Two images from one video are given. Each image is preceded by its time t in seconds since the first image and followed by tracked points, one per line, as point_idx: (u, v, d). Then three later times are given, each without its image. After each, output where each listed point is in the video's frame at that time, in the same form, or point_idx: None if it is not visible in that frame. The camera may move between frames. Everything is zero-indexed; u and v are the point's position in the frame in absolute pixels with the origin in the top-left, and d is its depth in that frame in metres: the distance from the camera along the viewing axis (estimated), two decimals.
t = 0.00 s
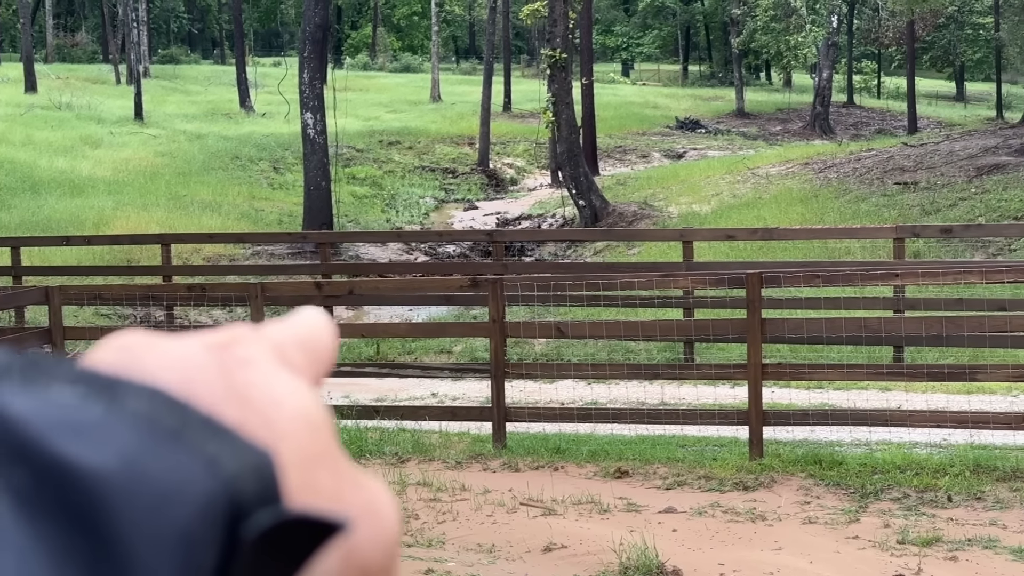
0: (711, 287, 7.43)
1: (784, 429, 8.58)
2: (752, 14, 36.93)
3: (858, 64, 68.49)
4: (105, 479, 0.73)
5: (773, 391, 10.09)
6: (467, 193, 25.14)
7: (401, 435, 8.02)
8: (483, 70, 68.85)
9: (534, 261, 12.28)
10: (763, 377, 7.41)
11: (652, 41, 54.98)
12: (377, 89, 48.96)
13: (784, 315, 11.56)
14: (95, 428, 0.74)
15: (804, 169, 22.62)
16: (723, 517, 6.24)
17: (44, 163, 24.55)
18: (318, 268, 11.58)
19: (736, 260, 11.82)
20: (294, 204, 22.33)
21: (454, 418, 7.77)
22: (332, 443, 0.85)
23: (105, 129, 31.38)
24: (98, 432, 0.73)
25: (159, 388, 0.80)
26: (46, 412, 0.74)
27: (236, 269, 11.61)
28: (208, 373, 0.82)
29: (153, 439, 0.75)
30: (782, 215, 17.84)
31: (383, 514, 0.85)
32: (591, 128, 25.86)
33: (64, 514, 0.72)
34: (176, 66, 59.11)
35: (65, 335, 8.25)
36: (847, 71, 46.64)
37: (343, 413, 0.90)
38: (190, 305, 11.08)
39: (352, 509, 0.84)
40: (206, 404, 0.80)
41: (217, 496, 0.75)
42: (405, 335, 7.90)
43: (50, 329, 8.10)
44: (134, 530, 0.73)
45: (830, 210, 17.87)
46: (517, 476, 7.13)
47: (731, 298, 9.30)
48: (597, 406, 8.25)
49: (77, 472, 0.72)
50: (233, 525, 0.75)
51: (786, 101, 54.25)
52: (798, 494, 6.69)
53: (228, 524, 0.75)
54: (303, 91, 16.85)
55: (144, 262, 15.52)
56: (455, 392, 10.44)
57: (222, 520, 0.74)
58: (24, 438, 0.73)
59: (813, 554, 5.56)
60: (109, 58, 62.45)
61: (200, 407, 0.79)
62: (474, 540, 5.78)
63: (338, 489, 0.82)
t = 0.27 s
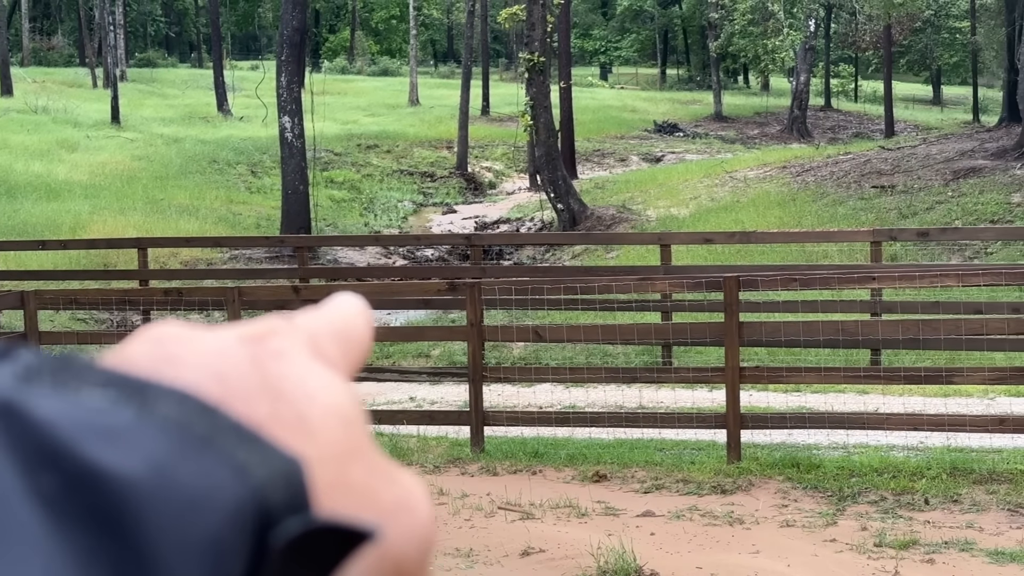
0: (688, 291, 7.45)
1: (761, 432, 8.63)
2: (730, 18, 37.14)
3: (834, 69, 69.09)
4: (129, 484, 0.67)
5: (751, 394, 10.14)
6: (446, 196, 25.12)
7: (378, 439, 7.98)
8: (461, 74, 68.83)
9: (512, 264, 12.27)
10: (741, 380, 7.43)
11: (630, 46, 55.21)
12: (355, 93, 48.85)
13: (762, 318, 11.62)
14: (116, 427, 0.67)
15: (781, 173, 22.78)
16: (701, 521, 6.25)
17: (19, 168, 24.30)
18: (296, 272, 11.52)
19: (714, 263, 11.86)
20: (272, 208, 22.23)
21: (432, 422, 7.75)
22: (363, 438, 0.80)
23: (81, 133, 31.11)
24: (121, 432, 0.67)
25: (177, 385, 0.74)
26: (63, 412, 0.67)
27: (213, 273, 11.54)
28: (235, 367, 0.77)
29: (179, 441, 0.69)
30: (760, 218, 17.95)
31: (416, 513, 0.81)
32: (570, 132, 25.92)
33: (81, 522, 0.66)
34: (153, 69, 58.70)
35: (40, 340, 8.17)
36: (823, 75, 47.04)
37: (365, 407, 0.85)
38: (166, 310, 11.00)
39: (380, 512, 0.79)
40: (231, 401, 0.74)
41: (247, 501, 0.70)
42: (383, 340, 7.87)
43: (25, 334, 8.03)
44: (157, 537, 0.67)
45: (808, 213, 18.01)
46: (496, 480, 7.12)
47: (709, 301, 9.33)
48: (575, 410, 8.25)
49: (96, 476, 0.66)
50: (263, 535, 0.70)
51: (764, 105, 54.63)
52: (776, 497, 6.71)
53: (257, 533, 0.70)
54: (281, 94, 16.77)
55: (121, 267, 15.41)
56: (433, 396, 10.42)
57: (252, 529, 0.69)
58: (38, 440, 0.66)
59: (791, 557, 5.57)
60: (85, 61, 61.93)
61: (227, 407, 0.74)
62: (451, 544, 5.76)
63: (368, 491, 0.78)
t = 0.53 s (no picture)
0: (673, 296, 7.46)
1: (746, 438, 8.65)
2: (714, 24, 37.28)
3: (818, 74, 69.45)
4: (168, 488, 0.74)
5: (735, 399, 10.17)
6: (431, 202, 25.10)
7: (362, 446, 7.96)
8: (446, 78, 68.78)
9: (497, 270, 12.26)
10: (725, 386, 7.45)
11: (615, 51, 55.31)
12: (340, 98, 48.74)
13: (746, 323, 11.64)
14: (153, 432, 0.75)
15: (767, 178, 22.88)
16: (685, 527, 6.24)
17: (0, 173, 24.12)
18: (279, 278, 11.48)
19: (699, 269, 11.88)
20: (256, 213, 22.15)
21: (416, 428, 7.73)
22: (392, 437, 0.88)
23: (63, 138, 30.90)
24: (160, 437, 0.75)
25: (216, 389, 0.81)
26: (104, 410, 0.75)
27: (196, 278, 11.49)
28: (270, 362, 0.85)
29: (214, 445, 0.76)
30: (745, 223, 18.02)
31: (445, 512, 0.89)
32: (554, 137, 25.94)
33: (121, 522, 0.73)
34: (136, 74, 58.37)
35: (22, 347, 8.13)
36: (809, 80, 47.26)
37: (403, 413, 0.93)
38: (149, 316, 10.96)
39: (412, 513, 0.87)
40: (270, 403, 0.82)
41: (285, 508, 0.76)
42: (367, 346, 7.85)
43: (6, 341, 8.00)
44: (195, 541, 0.74)
45: (792, 218, 18.09)
46: (480, 486, 7.10)
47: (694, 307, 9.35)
48: (560, 416, 8.25)
49: (137, 479, 0.73)
50: (300, 541, 0.77)
51: (748, 110, 54.85)
52: (760, 503, 6.72)
53: (293, 539, 0.76)
54: (264, 99, 16.71)
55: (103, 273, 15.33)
56: (417, 402, 10.39)
57: (284, 531, 0.76)
58: (80, 442, 0.74)
59: (775, 562, 5.58)
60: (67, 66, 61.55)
61: (263, 411, 0.81)
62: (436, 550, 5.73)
63: (400, 489, 0.85)
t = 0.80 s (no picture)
0: (665, 303, 7.47)
1: (738, 445, 8.65)
2: (707, 31, 37.41)
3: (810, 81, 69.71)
4: (191, 461, 0.75)
5: (728, 407, 10.18)
6: (424, 208, 25.10)
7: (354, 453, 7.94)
8: (440, 85, 68.83)
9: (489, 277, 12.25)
10: (718, 393, 7.46)
11: (608, 58, 55.44)
12: (333, 104, 48.73)
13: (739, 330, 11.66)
14: (176, 404, 0.77)
15: (760, 184, 22.94)
16: (678, 534, 6.24)
17: None
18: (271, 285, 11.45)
19: (691, 276, 11.88)
20: (248, 220, 22.12)
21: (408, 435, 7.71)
22: (421, 404, 0.91)
23: (55, 144, 30.81)
24: (182, 410, 0.77)
25: (242, 361, 0.83)
26: (129, 382, 0.77)
27: (188, 285, 11.46)
28: (298, 334, 0.87)
29: (241, 419, 0.78)
30: (738, 230, 18.07)
31: (477, 479, 0.92)
32: (547, 144, 25.98)
33: (147, 496, 0.75)
34: (128, 80, 58.24)
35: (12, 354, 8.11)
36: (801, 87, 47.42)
37: (432, 374, 0.96)
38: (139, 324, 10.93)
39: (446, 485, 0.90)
40: (294, 375, 0.84)
41: (309, 483, 0.78)
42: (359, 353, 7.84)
43: None
44: (220, 511, 0.76)
45: (785, 225, 18.16)
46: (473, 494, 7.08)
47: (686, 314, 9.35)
48: (553, 423, 8.24)
49: (161, 454, 0.75)
50: (325, 515, 0.79)
51: (741, 117, 55.01)
52: (753, 510, 6.72)
53: (318, 514, 0.78)
54: (257, 106, 16.69)
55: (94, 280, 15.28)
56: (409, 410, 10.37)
57: (311, 506, 0.78)
58: (103, 418, 0.75)
59: (768, 569, 5.58)
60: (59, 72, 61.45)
61: (288, 385, 0.83)
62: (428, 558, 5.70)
63: (432, 460, 0.89)
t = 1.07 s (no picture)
0: (672, 312, 7.43)
1: (746, 455, 8.60)
2: (715, 38, 37.43)
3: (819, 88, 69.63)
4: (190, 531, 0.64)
5: (735, 415, 10.12)
6: (430, 215, 25.10)
7: (359, 462, 7.91)
8: (447, 91, 68.90)
9: (496, 284, 12.22)
10: (725, 403, 7.41)
11: (614, 65, 55.52)
12: (340, 110, 48.83)
13: (746, 338, 11.60)
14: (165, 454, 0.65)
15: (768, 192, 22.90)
16: (685, 545, 6.20)
17: None
18: (277, 293, 11.43)
19: (698, 284, 11.84)
20: (255, 226, 22.15)
21: (414, 444, 7.68)
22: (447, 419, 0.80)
23: (62, 150, 30.91)
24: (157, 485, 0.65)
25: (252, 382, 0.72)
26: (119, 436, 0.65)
27: (193, 293, 11.46)
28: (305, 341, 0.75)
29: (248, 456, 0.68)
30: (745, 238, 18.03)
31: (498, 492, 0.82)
32: (554, 151, 25.98)
33: None
34: (135, 86, 58.41)
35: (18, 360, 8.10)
36: (808, 95, 47.40)
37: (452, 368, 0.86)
38: (145, 332, 10.94)
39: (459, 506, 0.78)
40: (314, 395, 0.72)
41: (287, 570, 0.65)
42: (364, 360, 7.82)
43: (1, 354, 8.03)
44: None
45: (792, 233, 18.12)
46: (478, 503, 7.06)
47: (694, 322, 9.30)
48: (559, 432, 8.20)
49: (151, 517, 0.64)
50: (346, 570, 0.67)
51: (747, 124, 54.96)
52: (761, 521, 6.68)
53: None
54: (263, 112, 16.71)
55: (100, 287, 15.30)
56: (415, 418, 10.32)
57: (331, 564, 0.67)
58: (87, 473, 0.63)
59: None
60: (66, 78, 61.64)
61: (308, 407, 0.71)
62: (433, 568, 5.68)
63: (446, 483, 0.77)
